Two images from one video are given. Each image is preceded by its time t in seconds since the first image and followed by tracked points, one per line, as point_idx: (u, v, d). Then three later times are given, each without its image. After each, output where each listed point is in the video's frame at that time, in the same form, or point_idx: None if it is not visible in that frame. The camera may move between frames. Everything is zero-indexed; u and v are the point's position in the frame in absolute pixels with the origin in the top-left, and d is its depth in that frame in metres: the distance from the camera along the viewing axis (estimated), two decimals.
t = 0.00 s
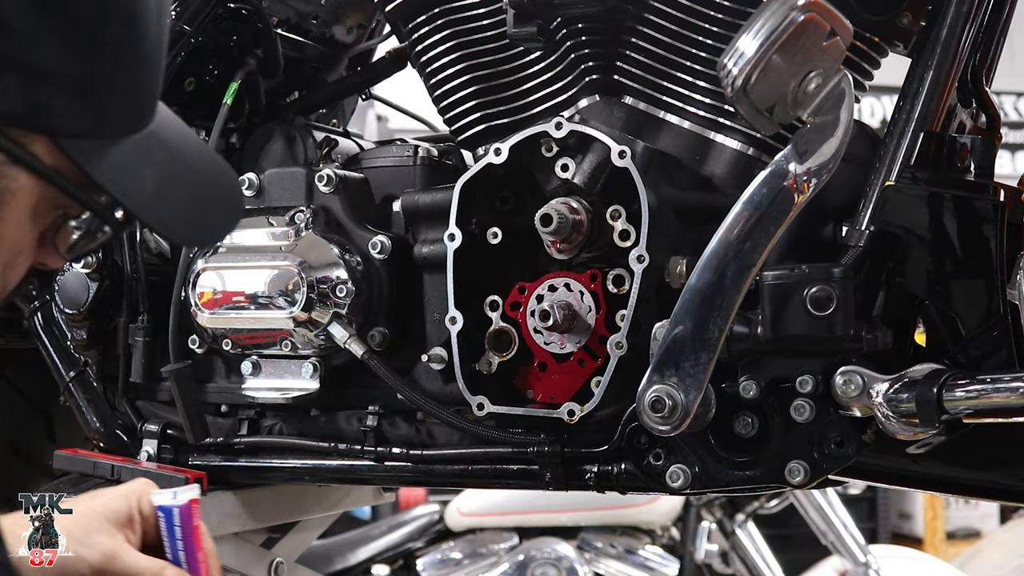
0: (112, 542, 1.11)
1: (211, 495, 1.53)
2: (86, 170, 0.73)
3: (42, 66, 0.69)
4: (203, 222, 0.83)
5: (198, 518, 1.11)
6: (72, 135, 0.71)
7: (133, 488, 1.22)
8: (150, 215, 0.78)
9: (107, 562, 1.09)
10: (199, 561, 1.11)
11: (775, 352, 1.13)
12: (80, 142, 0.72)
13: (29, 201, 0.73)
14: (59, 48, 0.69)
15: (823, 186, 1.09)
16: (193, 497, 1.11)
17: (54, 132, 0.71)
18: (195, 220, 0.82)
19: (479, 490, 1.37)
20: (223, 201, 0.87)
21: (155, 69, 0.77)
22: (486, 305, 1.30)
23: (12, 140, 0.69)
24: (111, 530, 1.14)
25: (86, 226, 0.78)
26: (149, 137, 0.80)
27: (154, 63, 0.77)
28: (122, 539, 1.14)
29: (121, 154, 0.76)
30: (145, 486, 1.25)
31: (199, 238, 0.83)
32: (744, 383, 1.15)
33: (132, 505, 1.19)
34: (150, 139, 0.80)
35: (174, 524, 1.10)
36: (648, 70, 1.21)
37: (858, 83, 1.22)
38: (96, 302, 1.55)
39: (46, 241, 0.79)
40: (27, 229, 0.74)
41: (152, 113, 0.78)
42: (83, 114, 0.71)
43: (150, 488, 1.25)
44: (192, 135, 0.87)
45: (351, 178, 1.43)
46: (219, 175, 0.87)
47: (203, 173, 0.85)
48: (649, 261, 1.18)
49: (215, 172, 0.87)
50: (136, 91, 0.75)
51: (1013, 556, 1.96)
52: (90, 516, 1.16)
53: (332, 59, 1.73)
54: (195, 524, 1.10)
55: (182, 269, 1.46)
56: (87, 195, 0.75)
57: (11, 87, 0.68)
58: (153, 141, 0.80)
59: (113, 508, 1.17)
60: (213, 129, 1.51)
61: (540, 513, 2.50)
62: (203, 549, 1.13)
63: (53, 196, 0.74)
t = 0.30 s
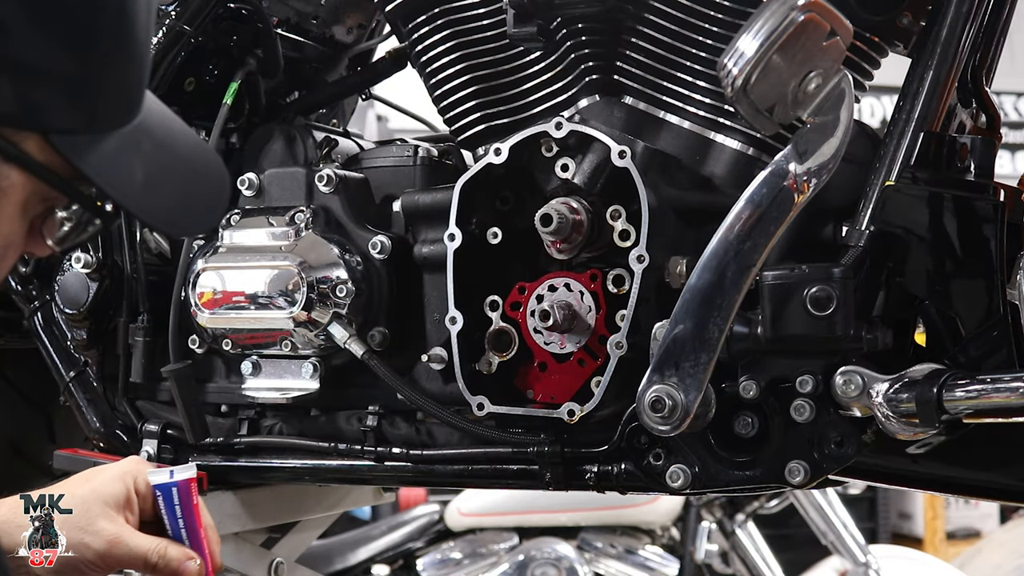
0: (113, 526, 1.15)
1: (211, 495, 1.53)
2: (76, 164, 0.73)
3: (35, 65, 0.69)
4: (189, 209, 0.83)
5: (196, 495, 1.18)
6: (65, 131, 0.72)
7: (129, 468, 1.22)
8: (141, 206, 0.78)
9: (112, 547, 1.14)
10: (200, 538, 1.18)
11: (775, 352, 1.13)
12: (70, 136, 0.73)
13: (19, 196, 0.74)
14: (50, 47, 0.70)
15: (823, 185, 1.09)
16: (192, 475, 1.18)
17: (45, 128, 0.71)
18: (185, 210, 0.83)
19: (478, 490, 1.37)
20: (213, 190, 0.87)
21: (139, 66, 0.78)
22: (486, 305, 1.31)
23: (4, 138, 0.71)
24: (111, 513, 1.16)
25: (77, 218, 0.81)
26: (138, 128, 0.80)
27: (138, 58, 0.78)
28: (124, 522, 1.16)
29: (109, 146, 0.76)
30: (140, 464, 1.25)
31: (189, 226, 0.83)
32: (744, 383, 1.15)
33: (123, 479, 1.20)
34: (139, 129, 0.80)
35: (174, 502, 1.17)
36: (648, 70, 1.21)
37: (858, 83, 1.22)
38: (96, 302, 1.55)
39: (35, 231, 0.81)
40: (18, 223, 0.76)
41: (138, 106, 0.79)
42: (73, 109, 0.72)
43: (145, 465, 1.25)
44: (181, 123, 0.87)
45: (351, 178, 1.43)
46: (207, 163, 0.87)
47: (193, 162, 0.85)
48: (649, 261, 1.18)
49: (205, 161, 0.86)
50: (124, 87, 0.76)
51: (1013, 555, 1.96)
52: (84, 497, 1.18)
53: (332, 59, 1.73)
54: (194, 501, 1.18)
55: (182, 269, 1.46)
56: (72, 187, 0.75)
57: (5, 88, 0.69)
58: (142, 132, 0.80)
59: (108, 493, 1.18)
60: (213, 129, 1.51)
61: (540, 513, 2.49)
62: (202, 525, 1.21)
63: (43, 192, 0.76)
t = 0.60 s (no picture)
0: (138, 507, 1.09)
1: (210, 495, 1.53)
2: (70, 157, 0.73)
3: (31, 61, 0.70)
4: (190, 199, 0.83)
5: (222, 472, 1.07)
6: (60, 125, 0.72)
7: (153, 449, 1.15)
8: (140, 198, 0.78)
9: (140, 526, 1.08)
10: (227, 516, 1.08)
11: (775, 352, 1.13)
12: (64, 130, 0.72)
13: (14, 189, 0.73)
14: (43, 43, 0.70)
15: (823, 186, 1.09)
16: (215, 452, 1.07)
17: (39, 122, 0.71)
18: (184, 200, 0.82)
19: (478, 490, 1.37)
20: (212, 179, 0.86)
21: (138, 62, 0.78)
22: (486, 305, 1.31)
23: None
24: (138, 494, 1.11)
25: (74, 213, 0.80)
26: (133, 121, 0.80)
27: (136, 55, 0.78)
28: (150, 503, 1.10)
29: (105, 139, 0.76)
30: (166, 444, 1.18)
31: (191, 215, 0.83)
32: (744, 383, 1.15)
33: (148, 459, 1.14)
34: (134, 121, 0.80)
35: (199, 482, 1.06)
36: (648, 70, 1.21)
37: (858, 83, 1.22)
38: (96, 302, 1.54)
39: (34, 222, 0.80)
40: (15, 216, 0.76)
41: (135, 101, 0.78)
42: (67, 103, 0.72)
43: (171, 445, 1.17)
44: (175, 113, 0.87)
45: (351, 178, 1.43)
46: (204, 152, 0.87)
47: (189, 152, 0.84)
48: (649, 262, 1.18)
49: (201, 151, 0.86)
50: (120, 81, 0.76)
51: (1013, 555, 1.96)
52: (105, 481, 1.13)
53: (332, 59, 1.73)
54: (219, 478, 1.07)
55: (182, 269, 1.46)
56: (69, 181, 0.74)
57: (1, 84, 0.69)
58: (136, 124, 0.80)
59: (132, 475, 1.12)
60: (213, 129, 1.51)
61: (540, 513, 2.49)
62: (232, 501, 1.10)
63: (40, 186, 0.75)
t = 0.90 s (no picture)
0: (172, 519, 1.10)
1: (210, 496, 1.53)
2: (67, 151, 0.73)
3: (27, 60, 0.70)
4: (191, 192, 0.82)
5: (253, 484, 1.11)
6: (57, 120, 0.73)
7: (185, 461, 1.16)
8: (141, 192, 0.77)
9: (173, 540, 1.09)
10: (259, 528, 1.11)
11: (774, 352, 1.13)
12: (60, 124, 0.73)
13: (11, 184, 0.74)
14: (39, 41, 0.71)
15: (823, 185, 1.09)
16: (247, 464, 1.11)
17: (36, 117, 0.72)
18: (185, 194, 0.82)
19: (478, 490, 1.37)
20: (213, 172, 0.86)
21: (135, 56, 0.78)
22: (486, 305, 1.31)
23: None
24: (173, 507, 1.12)
25: (72, 206, 0.80)
26: (132, 115, 0.79)
27: (133, 50, 0.78)
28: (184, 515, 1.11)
29: (101, 133, 0.76)
30: (199, 455, 1.19)
31: (192, 209, 0.82)
32: (743, 383, 1.15)
33: (183, 472, 1.15)
34: (133, 113, 0.79)
35: (230, 493, 1.10)
36: (648, 70, 1.21)
37: (858, 83, 1.22)
38: (96, 302, 1.54)
39: (33, 217, 0.80)
40: (12, 210, 0.76)
41: (133, 96, 0.79)
42: (64, 98, 0.72)
43: (204, 456, 1.19)
44: (178, 106, 0.87)
45: (351, 178, 1.43)
46: (205, 145, 0.86)
47: (189, 144, 0.84)
48: (649, 262, 1.18)
49: (202, 143, 0.86)
50: (117, 76, 0.76)
51: (1013, 555, 1.96)
52: (138, 492, 1.14)
53: (332, 59, 1.73)
54: (251, 489, 1.11)
55: (182, 269, 1.46)
56: (67, 176, 0.74)
57: None
58: (135, 117, 0.79)
59: (166, 487, 1.13)
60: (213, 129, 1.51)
61: (540, 513, 2.49)
62: (263, 515, 1.14)
63: (37, 181, 0.75)
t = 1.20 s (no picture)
0: (124, 518, 1.11)
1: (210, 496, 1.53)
2: (64, 154, 0.74)
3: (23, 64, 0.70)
4: (193, 192, 0.82)
5: (207, 488, 1.06)
6: (52, 121, 0.73)
7: (147, 464, 1.18)
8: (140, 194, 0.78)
9: (118, 539, 1.10)
10: (212, 536, 1.06)
11: (775, 352, 1.13)
12: (56, 127, 0.74)
13: (7, 187, 0.75)
14: (37, 42, 0.71)
15: (823, 185, 1.09)
16: (201, 470, 1.06)
17: (29, 118, 0.72)
18: (185, 197, 0.82)
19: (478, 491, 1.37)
20: (219, 172, 0.86)
21: (137, 54, 0.78)
22: (486, 305, 1.31)
23: None
24: (127, 507, 1.13)
25: (74, 210, 0.80)
26: (133, 115, 0.80)
27: (134, 49, 0.78)
28: (137, 516, 1.13)
29: (100, 134, 0.76)
30: (156, 459, 1.21)
31: (193, 211, 0.82)
32: (744, 383, 1.15)
33: (139, 475, 1.16)
34: (135, 114, 0.80)
35: (184, 498, 1.05)
36: (648, 70, 1.21)
37: (858, 83, 1.22)
38: (96, 302, 1.54)
39: (34, 218, 0.81)
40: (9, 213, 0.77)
41: (133, 97, 0.79)
42: (59, 101, 0.73)
43: (161, 460, 1.21)
44: (182, 103, 0.86)
45: (351, 178, 1.43)
46: (211, 145, 0.86)
47: (195, 144, 0.84)
48: (649, 261, 1.18)
49: (209, 143, 0.86)
50: (115, 78, 0.76)
51: (1013, 555, 1.96)
52: (97, 492, 1.15)
53: (332, 59, 1.73)
54: (203, 496, 1.06)
55: (182, 269, 1.46)
56: (63, 178, 0.75)
57: None
58: (137, 117, 0.80)
59: (122, 487, 1.15)
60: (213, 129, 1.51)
61: (540, 513, 2.49)
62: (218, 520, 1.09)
63: (31, 183, 0.77)
